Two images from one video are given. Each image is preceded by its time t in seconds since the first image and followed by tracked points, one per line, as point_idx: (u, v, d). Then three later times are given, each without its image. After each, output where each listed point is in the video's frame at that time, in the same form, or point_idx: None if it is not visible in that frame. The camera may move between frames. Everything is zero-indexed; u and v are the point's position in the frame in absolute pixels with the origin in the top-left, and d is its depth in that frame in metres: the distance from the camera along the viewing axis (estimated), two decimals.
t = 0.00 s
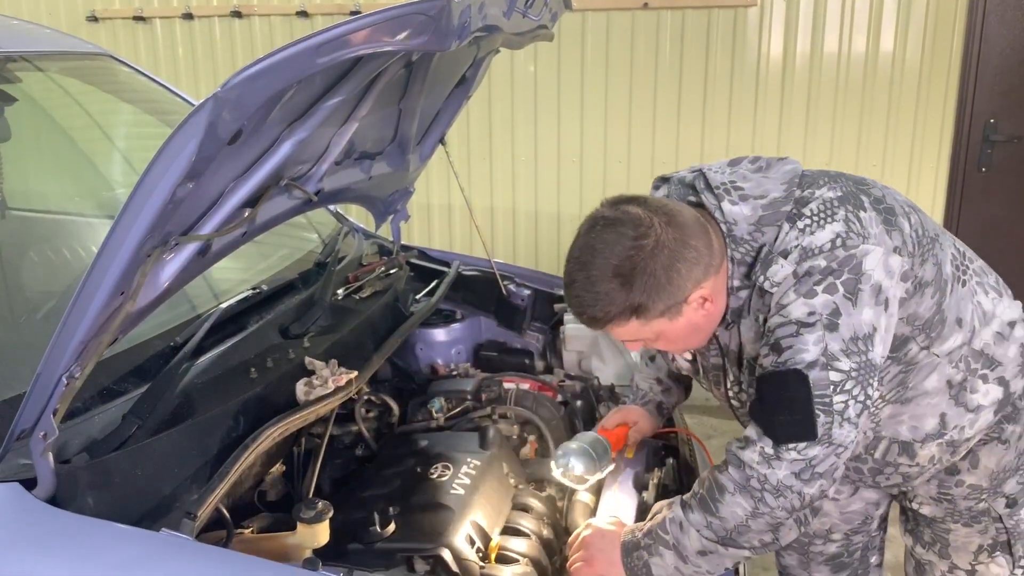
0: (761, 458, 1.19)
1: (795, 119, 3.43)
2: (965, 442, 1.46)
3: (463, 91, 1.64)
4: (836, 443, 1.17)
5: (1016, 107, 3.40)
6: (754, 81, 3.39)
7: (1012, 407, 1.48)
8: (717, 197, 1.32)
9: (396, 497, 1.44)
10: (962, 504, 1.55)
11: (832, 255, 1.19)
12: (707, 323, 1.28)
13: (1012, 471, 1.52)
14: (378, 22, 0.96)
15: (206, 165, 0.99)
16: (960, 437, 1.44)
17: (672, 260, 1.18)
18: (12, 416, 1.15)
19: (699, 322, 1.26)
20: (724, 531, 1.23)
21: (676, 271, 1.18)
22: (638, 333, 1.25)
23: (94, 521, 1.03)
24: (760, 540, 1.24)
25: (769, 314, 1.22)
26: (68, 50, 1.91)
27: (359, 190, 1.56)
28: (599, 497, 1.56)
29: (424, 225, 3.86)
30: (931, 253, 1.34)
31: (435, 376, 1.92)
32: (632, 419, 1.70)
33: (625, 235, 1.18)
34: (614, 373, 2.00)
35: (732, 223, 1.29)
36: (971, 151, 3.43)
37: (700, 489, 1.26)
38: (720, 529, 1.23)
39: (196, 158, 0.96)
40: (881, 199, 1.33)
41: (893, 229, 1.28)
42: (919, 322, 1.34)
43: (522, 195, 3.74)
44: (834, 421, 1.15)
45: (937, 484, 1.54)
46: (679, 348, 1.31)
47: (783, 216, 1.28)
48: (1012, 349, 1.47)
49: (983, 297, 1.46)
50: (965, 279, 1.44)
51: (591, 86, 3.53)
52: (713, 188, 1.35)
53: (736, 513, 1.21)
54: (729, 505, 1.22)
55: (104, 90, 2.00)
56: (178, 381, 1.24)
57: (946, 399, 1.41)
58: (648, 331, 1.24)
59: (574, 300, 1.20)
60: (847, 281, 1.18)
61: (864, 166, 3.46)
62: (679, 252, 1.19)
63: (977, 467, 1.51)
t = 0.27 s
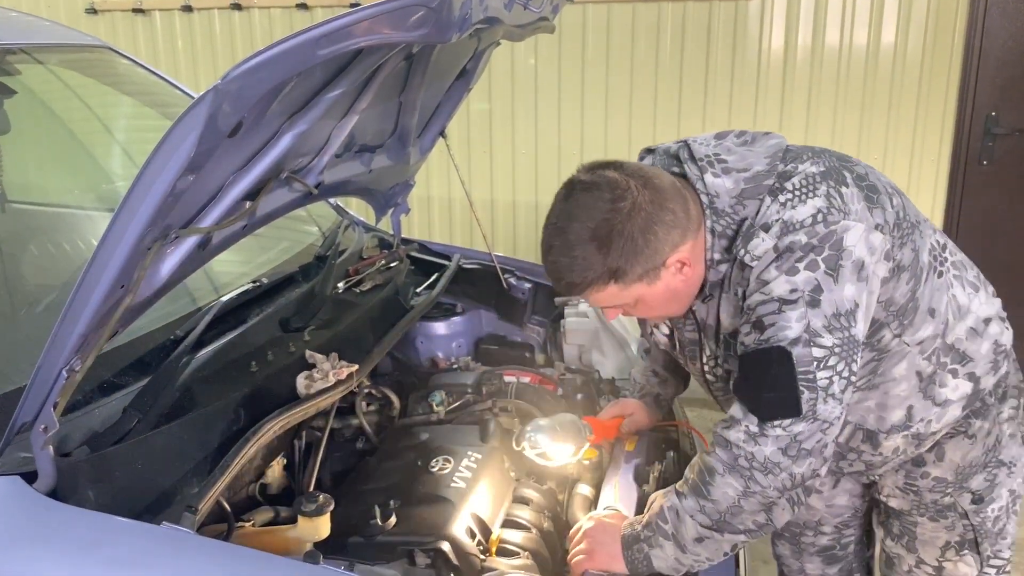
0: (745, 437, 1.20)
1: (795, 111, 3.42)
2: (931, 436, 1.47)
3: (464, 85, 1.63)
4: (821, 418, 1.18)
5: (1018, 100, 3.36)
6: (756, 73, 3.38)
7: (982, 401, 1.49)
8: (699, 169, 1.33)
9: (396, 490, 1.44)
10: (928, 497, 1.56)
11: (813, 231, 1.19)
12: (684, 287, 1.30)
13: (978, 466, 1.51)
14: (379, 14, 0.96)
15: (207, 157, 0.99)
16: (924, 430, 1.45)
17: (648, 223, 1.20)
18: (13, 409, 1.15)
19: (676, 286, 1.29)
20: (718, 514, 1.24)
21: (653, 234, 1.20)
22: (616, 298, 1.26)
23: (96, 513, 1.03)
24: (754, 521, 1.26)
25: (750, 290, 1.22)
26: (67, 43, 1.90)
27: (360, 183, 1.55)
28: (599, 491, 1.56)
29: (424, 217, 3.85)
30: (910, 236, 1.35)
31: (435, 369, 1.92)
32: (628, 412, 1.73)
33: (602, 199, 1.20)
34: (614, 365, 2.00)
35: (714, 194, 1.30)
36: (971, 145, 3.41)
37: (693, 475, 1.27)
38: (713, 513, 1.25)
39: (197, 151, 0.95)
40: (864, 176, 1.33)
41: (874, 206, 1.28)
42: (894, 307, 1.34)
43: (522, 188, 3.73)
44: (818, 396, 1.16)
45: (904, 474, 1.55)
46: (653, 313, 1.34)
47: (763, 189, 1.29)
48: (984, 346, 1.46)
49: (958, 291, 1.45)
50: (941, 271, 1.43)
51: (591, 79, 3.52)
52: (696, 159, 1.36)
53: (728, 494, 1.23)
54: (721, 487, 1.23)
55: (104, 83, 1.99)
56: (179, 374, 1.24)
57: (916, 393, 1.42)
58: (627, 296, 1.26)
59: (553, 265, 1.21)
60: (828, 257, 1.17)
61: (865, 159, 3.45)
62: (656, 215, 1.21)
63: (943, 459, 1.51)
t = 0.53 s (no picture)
0: (742, 414, 1.20)
1: (797, 103, 3.40)
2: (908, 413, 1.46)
3: (464, 76, 1.62)
4: (816, 396, 1.18)
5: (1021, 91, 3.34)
6: (757, 65, 3.37)
7: (961, 386, 1.47)
8: (712, 133, 1.31)
9: (395, 483, 1.44)
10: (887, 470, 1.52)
11: (822, 212, 1.19)
12: (692, 241, 1.30)
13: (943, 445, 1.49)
14: (378, 4, 0.95)
15: (205, 149, 0.98)
16: (902, 408, 1.44)
17: (661, 167, 1.20)
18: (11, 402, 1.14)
19: (685, 239, 1.28)
20: (717, 495, 1.25)
21: (666, 177, 1.20)
22: (625, 247, 1.25)
23: (94, 506, 1.03)
24: (752, 501, 1.25)
25: (755, 268, 1.22)
26: (66, 33, 1.89)
27: (359, 175, 1.54)
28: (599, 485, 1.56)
29: (424, 209, 3.84)
30: (916, 220, 1.33)
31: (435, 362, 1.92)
32: (626, 404, 1.73)
33: (617, 139, 1.20)
34: (614, 358, 1.96)
35: (724, 159, 1.29)
36: (973, 137, 3.41)
37: (691, 457, 1.28)
38: (713, 494, 1.25)
39: (194, 143, 0.95)
40: (873, 158, 1.31)
41: (882, 189, 1.27)
42: (896, 289, 1.33)
43: (522, 180, 3.72)
44: (814, 374, 1.16)
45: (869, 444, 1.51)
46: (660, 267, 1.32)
47: (774, 160, 1.27)
48: (972, 332, 1.46)
49: (955, 277, 1.45)
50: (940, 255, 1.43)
51: (592, 70, 3.50)
52: (710, 124, 1.34)
53: (726, 472, 1.23)
54: (719, 465, 1.23)
55: (103, 74, 1.97)
56: (178, 367, 1.23)
57: (899, 369, 1.41)
58: (637, 244, 1.24)
59: (564, 207, 1.21)
60: (835, 239, 1.17)
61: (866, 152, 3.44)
62: (669, 160, 1.21)
63: (911, 433, 1.48)
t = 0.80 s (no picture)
0: (751, 414, 1.20)
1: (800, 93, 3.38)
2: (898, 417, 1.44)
3: (466, 67, 1.61)
4: (821, 401, 1.18)
5: None
6: (759, 56, 3.36)
7: (954, 393, 1.45)
8: (734, 114, 1.29)
9: (396, 476, 1.44)
10: (874, 469, 1.51)
11: (829, 212, 1.19)
12: (708, 219, 1.30)
13: (932, 450, 1.48)
14: None
15: (205, 141, 0.97)
16: (893, 412, 1.42)
17: (680, 140, 1.20)
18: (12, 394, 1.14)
19: (701, 216, 1.28)
20: (722, 494, 1.24)
21: (684, 152, 1.20)
22: (641, 223, 1.25)
23: (95, 499, 1.02)
24: (757, 502, 1.25)
25: (760, 265, 1.22)
26: (68, 25, 1.88)
27: (360, 167, 1.54)
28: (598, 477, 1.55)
29: (424, 200, 3.82)
30: (927, 223, 1.34)
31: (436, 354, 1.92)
32: (628, 397, 1.70)
33: (636, 114, 1.21)
34: (616, 351, 1.97)
35: (740, 144, 1.28)
36: (976, 129, 3.39)
37: (695, 454, 1.27)
38: (718, 492, 1.24)
39: (196, 135, 0.94)
40: (888, 160, 1.31)
41: (890, 195, 1.28)
42: (898, 291, 1.33)
43: (523, 172, 3.70)
44: (820, 377, 1.17)
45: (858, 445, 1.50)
46: (677, 242, 1.32)
47: (791, 149, 1.27)
48: (972, 342, 1.45)
49: (963, 286, 1.43)
50: (952, 262, 1.42)
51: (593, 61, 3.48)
52: (732, 104, 1.32)
53: (732, 472, 1.23)
54: (725, 464, 1.23)
55: (103, 66, 1.97)
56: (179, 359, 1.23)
57: (894, 374, 1.39)
58: (654, 220, 1.25)
59: (581, 181, 1.21)
60: (843, 241, 1.17)
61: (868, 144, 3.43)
62: (687, 134, 1.21)
63: (901, 434, 1.47)
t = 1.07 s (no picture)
0: (779, 429, 1.21)
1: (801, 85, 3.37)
2: (888, 417, 1.43)
3: (465, 61, 1.61)
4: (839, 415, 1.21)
5: None
6: (760, 49, 3.35)
7: (949, 395, 1.44)
8: (726, 113, 1.27)
9: (396, 470, 1.44)
10: (869, 467, 1.52)
11: (817, 228, 1.17)
12: (695, 209, 1.29)
13: (927, 452, 1.46)
14: None
15: (205, 134, 0.97)
16: (884, 411, 1.41)
17: (664, 129, 1.19)
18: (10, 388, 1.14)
19: (688, 205, 1.28)
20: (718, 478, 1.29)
21: (669, 141, 1.20)
22: (628, 212, 1.26)
23: (94, 493, 1.02)
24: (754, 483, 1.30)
25: (757, 285, 1.21)
26: (65, 18, 1.87)
27: (359, 160, 1.54)
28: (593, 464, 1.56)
29: (424, 194, 3.81)
30: (921, 225, 1.31)
31: (436, 349, 1.92)
32: (624, 388, 1.70)
33: (621, 104, 1.21)
34: (616, 344, 1.93)
35: (729, 144, 1.26)
36: (976, 123, 3.39)
37: (704, 440, 1.29)
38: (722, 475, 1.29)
39: (195, 128, 0.94)
40: (877, 165, 1.26)
41: (881, 203, 1.24)
42: (892, 294, 1.32)
43: (523, 166, 3.69)
44: (837, 393, 1.18)
45: (855, 445, 1.52)
46: (670, 228, 1.31)
47: (779, 153, 1.23)
48: (968, 344, 1.42)
49: (960, 289, 1.40)
50: (950, 263, 1.38)
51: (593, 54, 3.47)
52: (727, 101, 1.29)
53: (742, 466, 1.26)
54: (737, 462, 1.26)
55: (102, 59, 1.94)
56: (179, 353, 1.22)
57: (883, 372, 1.39)
58: (640, 209, 1.25)
59: (568, 171, 1.22)
60: (837, 258, 1.16)
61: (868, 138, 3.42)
62: (672, 124, 1.20)
63: (894, 435, 1.46)
